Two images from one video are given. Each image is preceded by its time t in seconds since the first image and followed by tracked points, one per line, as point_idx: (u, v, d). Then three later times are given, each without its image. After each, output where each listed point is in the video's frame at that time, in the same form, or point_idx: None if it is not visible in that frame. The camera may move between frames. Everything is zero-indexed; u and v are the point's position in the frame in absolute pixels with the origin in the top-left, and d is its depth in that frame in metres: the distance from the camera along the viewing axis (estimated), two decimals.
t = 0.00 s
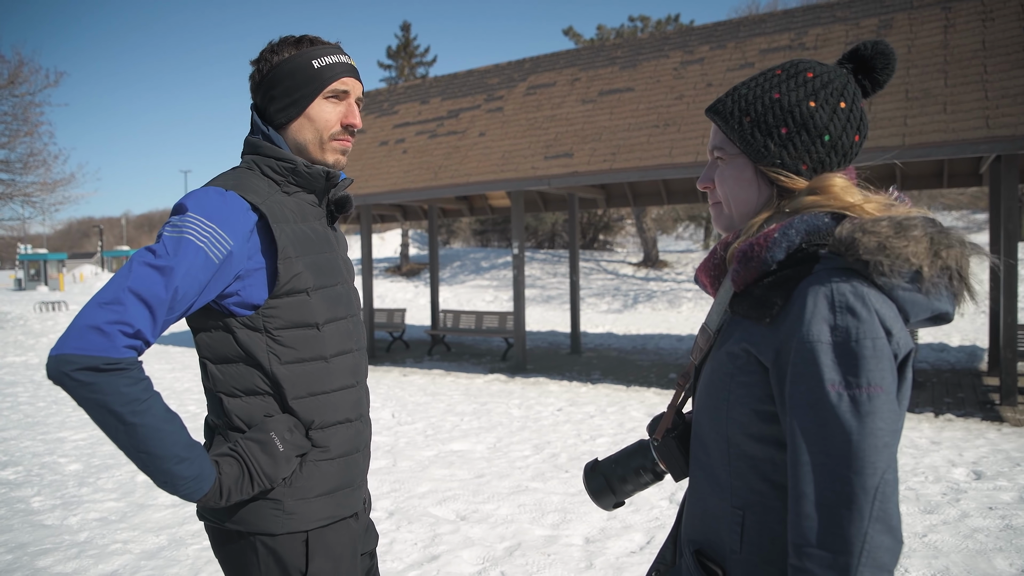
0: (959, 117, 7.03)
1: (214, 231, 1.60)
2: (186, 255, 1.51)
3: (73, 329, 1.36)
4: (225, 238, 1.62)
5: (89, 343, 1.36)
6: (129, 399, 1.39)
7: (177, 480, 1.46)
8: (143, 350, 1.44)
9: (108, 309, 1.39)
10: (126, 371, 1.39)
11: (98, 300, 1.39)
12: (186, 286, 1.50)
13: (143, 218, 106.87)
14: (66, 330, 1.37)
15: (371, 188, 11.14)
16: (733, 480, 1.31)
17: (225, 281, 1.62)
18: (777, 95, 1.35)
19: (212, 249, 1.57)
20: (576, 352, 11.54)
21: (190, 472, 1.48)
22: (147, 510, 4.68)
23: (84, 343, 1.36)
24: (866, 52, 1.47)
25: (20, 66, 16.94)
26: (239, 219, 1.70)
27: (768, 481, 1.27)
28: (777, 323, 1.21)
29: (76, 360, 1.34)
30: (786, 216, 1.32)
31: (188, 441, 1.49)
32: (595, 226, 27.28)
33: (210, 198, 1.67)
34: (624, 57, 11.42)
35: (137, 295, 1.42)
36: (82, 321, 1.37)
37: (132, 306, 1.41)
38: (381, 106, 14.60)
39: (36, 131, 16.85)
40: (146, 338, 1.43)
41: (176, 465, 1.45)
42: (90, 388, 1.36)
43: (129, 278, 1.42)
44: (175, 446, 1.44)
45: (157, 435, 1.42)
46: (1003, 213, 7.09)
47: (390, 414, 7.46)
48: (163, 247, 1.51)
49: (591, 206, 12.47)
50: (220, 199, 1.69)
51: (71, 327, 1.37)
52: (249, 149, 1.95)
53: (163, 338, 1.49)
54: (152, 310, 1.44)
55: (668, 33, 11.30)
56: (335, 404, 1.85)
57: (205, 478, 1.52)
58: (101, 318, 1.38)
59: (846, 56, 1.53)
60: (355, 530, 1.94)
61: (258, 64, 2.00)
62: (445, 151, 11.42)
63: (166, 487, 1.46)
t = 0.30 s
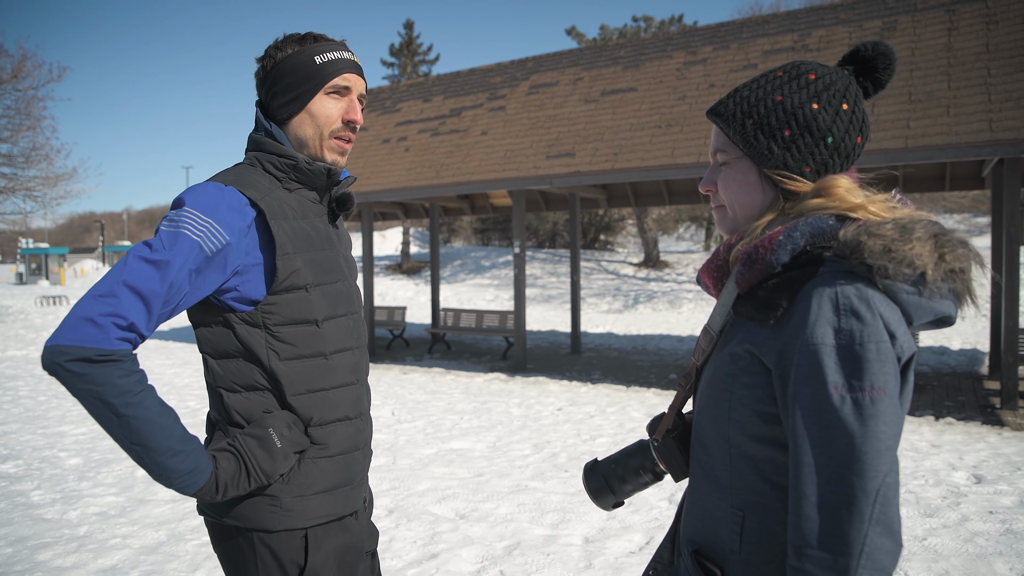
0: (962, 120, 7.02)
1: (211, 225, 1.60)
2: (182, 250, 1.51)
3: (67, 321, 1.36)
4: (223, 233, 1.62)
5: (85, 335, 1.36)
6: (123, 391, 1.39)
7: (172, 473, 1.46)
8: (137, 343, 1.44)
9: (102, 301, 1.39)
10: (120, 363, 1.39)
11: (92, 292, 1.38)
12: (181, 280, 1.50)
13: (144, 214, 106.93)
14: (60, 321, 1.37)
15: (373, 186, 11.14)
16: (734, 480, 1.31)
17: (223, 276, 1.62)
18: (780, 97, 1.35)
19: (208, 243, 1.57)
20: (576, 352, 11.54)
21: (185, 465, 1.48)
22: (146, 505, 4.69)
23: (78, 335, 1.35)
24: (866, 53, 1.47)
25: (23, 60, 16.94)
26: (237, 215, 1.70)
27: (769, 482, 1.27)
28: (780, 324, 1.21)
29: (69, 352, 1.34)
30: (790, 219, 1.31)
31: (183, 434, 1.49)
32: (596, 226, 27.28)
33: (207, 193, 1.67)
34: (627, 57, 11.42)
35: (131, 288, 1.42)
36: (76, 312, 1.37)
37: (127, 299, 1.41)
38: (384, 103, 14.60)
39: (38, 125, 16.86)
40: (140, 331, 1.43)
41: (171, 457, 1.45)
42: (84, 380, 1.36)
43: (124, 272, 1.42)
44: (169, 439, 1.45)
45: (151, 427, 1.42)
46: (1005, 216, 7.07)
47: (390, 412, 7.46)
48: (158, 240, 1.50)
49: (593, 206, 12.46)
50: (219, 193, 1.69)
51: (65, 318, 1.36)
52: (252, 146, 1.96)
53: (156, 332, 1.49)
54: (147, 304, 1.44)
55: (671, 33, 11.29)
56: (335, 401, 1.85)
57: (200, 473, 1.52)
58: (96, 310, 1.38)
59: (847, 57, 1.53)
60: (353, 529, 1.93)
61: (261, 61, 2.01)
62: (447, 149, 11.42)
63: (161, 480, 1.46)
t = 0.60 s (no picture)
0: (962, 120, 7.02)
1: (213, 224, 1.61)
2: (184, 249, 1.52)
3: (72, 321, 1.37)
4: (225, 232, 1.62)
5: (88, 334, 1.36)
6: (126, 390, 1.39)
7: (174, 473, 1.47)
8: (140, 342, 1.44)
9: (106, 301, 1.39)
10: (123, 362, 1.39)
11: (96, 291, 1.39)
12: (184, 279, 1.51)
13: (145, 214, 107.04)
14: (64, 321, 1.38)
15: (373, 186, 11.14)
16: (734, 480, 1.32)
17: (224, 275, 1.62)
18: (777, 96, 1.35)
19: (210, 242, 1.58)
20: (577, 352, 11.54)
21: (188, 465, 1.49)
22: (147, 507, 4.70)
23: (82, 334, 1.36)
24: (862, 50, 1.47)
25: (22, 61, 16.96)
26: (239, 214, 1.70)
27: (768, 482, 1.27)
28: (779, 324, 1.21)
29: (73, 351, 1.35)
30: (788, 218, 1.32)
31: (187, 434, 1.50)
32: (597, 226, 27.29)
33: (210, 192, 1.68)
34: (627, 57, 11.42)
35: (134, 287, 1.42)
36: (80, 312, 1.37)
37: (130, 298, 1.41)
38: (384, 104, 14.61)
39: (38, 127, 16.89)
40: (143, 330, 1.43)
41: (174, 457, 1.46)
42: (88, 379, 1.36)
43: (127, 271, 1.42)
44: (172, 438, 1.45)
45: (154, 426, 1.43)
46: (1005, 215, 7.07)
47: (391, 412, 7.47)
48: (161, 239, 1.51)
49: (593, 206, 12.47)
50: (221, 193, 1.69)
51: (70, 317, 1.37)
52: (254, 145, 1.96)
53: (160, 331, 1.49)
54: (150, 302, 1.44)
55: (671, 33, 11.30)
56: (337, 401, 1.85)
57: (203, 472, 1.53)
58: (100, 309, 1.38)
59: (844, 56, 1.53)
60: (355, 528, 1.94)
61: (268, 59, 2.00)
62: (447, 150, 11.42)
63: (164, 480, 1.47)
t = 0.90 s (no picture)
0: (961, 118, 7.02)
1: (213, 226, 1.61)
2: (185, 250, 1.52)
3: (73, 324, 1.36)
4: (224, 232, 1.63)
5: (89, 337, 1.36)
6: (128, 393, 1.39)
7: (176, 475, 1.47)
8: (141, 343, 1.44)
9: (107, 302, 1.39)
10: (126, 365, 1.39)
11: (97, 294, 1.39)
12: (184, 281, 1.51)
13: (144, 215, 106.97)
14: (65, 323, 1.37)
15: (372, 186, 11.15)
16: (727, 480, 1.32)
17: (223, 277, 1.62)
18: (767, 94, 1.35)
19: (210, 244, 1.58)
20: (576, 351, 11.54)
21: (188, 468, 1.49)
22: (147, 507, 4.70)
23: (83, 337, 1.36)
24: (854, 48, 1.47)
25: (21, 62, 16.96)
26: (239, 214, 1.70)
27: (761, 482, 1.27)
28: (771, 323, 1.21)
29: (76, 354, 1.35)
30: (780, 216, 1.32)
31: (187, 436, 1.50)
32: (597, 225, 27.29)
33: (209, 193, 1.68)
34: (626, 56, 11.42)
35: (135, 289, 1.42)
36: (81, 314, 1.37)
37: (131, 300, 1.41)
38: (383, 104, 14.61)
39: (36, 127, 16.89)
40: (144, 332, 1.43)
41: (175, 459, 1.46)
42: (90, 382, 1.36)
43: (128, 273, 1.42)
44: (174, 441, 1.45)
45: (155, 429, 1.43)
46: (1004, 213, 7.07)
47: (390, 411, 7.47)
48: (161, 240, 1.51)
49: (593, 205, 12.46)
50: (220, 194, 1.69)
51: (71, 320, 1.37)
52: (250, 145, 1.95)
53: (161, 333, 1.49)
54: (152, 304, 1.45)
55: (670, 32, 11.29)
56: (335, 400, 1.85)
57: (203, 474, 1.53)
58: (101, 312, 1.38)
59: (837, 54, 1.53)
60: (354, 527, 1.94)
61: (268, 58, 1.98)
62: (446, 149, 11.42)
63: (165, 481, 1.47)
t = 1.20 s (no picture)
0: (959, 117, 7.02)
1: (215, 227, 1.60)
2: (188, 251, 1.51)
3: (76, 325, 1.36)
4: (227, 234, 1.62)
5: (92, 339, 1.36)
6: (132, 394, 1.39)
7: (180, 475, 1.47)
8: (144, 344, 1.44)
9: (109, 303, 1.39)
10: (129, 366, 1.39)
11: (100, 296, 1.38)
12: (187, 282, 1.51)
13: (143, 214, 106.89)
14: (67, 324, 1.37)
15: (371, 185, 11.15)
16: (722, 483, 1.32)
17: (224, 277, 1.62)
18: (764, 92, 1.35)
19: (213, 245, 1.58)
20: (576, 350, 11.54)
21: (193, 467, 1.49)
22: (146, 506, 4.69)
23: (87, 338, 1.36)
24: (853, 44, 1.47)
25: (20, 60, 16.94)
26: (242, 214, 1.70)
27: (756, 485, 1.27)
28: (765, 325, 1.21)
29: (79, 356, 1.34)
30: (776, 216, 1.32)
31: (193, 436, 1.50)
32: (596, 224, 27.30)
33: (211, 193, 1.67)
34: (625, 55, 11.43)
35: (138, 291, 1.42)
36: (84, 315, 1.37)
37: (134, 301, 1.41)
38: (382, 103, 14.60)
39: (36, 126, 16.87)
40: (147, 333, 1.43)
41: (182, 459, 1.46)
42: (94, 383, 1.36)
43: (130, 274, 1.42)
44: (179, 440, 1.45)
45: (161, 428, 1.42)
46: (1002, 213, 7.07)
47: (390, 410, 7.47)
48: (164, 240, 1.50)
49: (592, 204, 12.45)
50: (221, 194, 1.69)
51: (73, 322, 1.36)
52: (247, 145, 1.94)
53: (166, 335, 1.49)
54: (156, 306, 1.44)
55: (669, 31, 11.29)
56: (336, 399, 1.85)
57: (208, 475, 1.53)
58: (104, 313, 1.38)
59: (834, 50, 1.53)
60: (354, 525, 1.95)
61: (265, 57, 1.95)
62: (445, 148, 11.42)
63: (170, 482, 1.47)
